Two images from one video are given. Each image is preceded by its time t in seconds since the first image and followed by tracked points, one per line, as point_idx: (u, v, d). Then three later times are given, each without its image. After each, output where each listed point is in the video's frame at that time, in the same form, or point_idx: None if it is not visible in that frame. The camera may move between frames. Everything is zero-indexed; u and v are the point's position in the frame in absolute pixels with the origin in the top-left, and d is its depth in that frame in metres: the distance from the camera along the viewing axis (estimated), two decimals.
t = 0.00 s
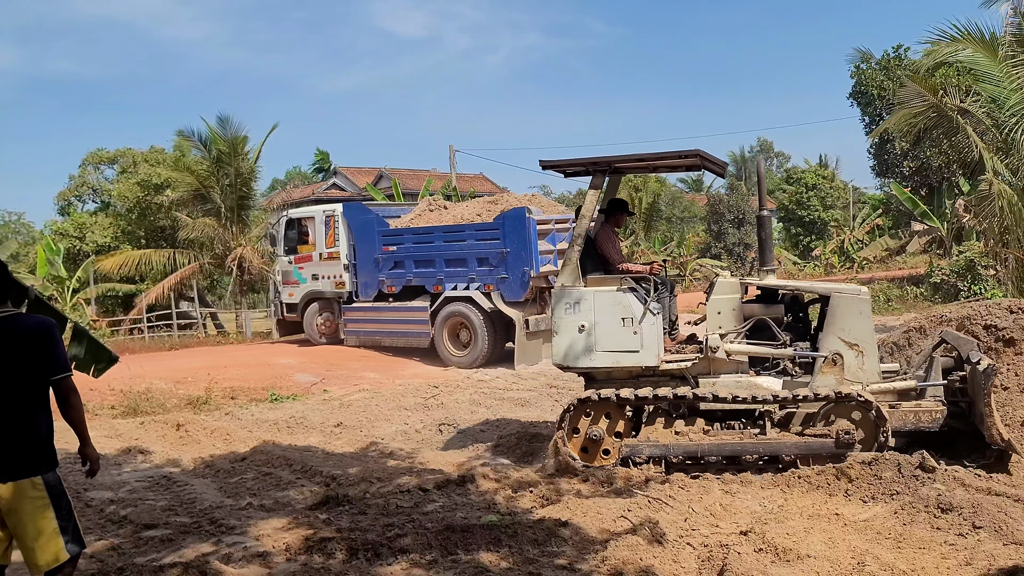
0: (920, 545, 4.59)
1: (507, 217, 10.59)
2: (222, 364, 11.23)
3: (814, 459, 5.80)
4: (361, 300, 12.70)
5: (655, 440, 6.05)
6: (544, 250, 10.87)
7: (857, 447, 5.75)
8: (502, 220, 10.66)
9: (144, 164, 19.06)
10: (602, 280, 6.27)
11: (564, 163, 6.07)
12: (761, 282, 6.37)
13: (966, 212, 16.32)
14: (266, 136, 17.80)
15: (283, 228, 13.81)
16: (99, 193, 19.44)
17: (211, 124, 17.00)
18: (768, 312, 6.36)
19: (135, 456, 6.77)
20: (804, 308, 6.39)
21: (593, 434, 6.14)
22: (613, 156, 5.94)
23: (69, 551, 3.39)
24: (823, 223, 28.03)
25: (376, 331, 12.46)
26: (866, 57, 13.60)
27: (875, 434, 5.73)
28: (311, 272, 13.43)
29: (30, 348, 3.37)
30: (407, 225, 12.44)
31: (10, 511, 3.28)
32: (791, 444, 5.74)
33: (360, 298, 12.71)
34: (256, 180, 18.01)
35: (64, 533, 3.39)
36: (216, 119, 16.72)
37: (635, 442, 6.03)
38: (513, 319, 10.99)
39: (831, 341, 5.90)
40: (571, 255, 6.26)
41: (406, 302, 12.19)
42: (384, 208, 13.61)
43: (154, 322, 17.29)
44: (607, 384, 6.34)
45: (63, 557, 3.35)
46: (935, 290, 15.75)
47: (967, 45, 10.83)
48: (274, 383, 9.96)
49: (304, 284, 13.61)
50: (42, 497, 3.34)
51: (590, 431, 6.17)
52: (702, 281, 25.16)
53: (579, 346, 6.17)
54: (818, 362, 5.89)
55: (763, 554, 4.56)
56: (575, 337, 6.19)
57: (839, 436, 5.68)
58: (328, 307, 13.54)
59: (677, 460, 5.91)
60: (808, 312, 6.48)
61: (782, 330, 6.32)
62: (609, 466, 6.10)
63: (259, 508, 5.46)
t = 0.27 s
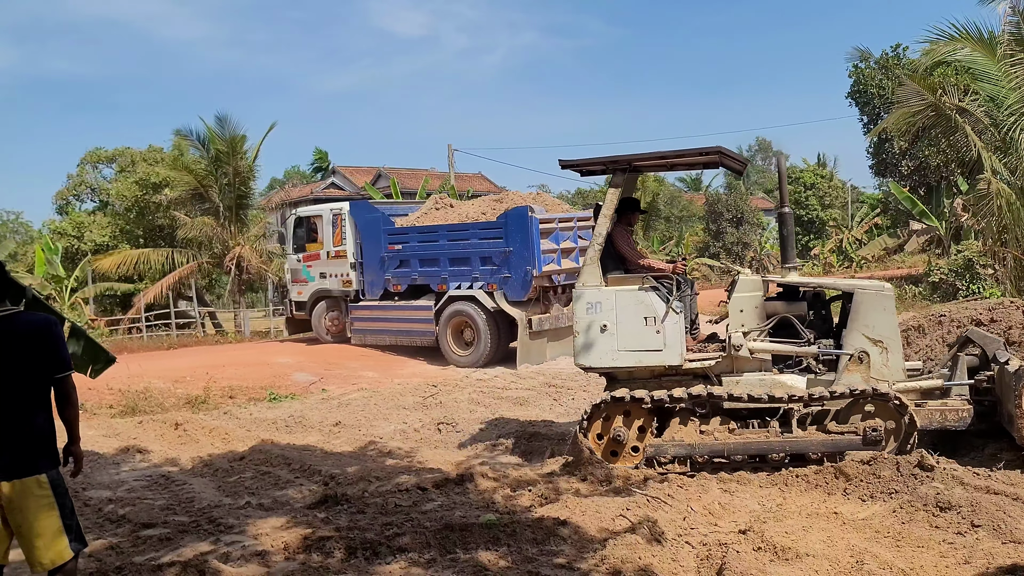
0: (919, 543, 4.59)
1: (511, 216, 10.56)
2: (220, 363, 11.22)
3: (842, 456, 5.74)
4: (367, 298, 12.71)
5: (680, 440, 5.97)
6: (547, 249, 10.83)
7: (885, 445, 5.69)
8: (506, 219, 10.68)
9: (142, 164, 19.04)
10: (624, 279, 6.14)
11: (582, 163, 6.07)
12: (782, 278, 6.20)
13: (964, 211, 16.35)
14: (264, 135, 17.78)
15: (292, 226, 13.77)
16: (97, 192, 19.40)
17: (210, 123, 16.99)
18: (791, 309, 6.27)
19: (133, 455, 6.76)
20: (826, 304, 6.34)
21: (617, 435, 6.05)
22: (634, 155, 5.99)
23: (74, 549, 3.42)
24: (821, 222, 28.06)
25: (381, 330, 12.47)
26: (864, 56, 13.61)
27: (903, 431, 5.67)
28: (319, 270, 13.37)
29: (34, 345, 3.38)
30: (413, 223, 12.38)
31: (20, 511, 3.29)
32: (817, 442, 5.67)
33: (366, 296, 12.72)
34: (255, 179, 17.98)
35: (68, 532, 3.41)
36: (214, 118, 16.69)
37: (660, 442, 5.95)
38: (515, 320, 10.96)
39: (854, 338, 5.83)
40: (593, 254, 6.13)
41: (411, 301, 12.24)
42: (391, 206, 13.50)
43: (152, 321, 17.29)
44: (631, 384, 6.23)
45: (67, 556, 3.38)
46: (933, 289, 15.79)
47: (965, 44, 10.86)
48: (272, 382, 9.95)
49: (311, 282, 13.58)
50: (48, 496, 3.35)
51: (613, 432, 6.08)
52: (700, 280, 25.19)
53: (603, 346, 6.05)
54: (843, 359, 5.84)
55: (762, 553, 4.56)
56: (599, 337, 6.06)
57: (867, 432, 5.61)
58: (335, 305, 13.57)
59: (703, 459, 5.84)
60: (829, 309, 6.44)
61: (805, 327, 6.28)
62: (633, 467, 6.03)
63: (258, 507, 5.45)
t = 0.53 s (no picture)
0: (917, 541, 4.59)
1: (512, 214, 10.46)
2: (218, 361, 11.21)
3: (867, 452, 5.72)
4: (375, 295, 12.73)
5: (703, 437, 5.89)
6: (550, 247, 10.71)
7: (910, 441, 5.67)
8: (508, 219, 10.61)
9: (140, 161, 19.02)
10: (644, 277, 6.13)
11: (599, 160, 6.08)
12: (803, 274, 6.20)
13: (963, 209, 16.35)
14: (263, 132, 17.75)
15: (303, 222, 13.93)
16: (95, 190, 19.37)
17: (207, 121, 16.96)
18: (813, 305, 6.19)
19: (131, 453, 6.75)
20: (848, 299, 6.24)
21: (638, 433, 5.96)
22: (651, 152, 5.96)
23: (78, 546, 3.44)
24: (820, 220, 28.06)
25: (387, 327, 12.48)
26: (864, 55, 13.61)
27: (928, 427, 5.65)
28: (329, 266, 13.48)
29: (47, 341, 3.39)
30: (420, 220, 12.37)
31: (23, 508, 3.30)
32: (841, 439, 5.66)
33: (374, 293, 12.73)
34: (253, 177, 17.96)
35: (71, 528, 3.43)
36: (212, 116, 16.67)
37: (683, 440, 5.88)
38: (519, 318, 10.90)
39: (876, 332, 5.80)
40: (613, 251, 6.11)
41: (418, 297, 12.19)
42: (401, 202, 13.57)
43: (150, 319, 17.29)
44: (651, 382, 6.19)
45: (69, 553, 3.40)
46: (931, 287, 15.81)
47: (964, 42, 10.89)
48: (270, 380, 9.94)
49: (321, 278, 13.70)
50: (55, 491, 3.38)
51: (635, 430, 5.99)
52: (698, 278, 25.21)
53: (623, 344, 5.99)
54: (866, 355, 5.80)
55: (760, 550, 4.56)
56: (619, 335, 6.02)
57: (892, 429, 5.61)
58: (345, 302, 13.65)
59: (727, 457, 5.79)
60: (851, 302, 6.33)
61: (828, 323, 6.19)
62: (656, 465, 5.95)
63: (256, 505, 5.45)
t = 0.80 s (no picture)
0: (913, 537, 4.59)
1: (512, 212, 10.38)
2: (215, 359, 11.19)
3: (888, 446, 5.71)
4: (383, 292, 12.75)
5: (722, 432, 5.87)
6: (553, 244, 10.57)
7: (931, 433, 5.66)
8: (510, 216, 10.50)
9: (137, 159, 19.02)
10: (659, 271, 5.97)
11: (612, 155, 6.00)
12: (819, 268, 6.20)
13: (961, 207, 16.34)
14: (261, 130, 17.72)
15: (314, 221, 14.13)
16: (93, 188, 19.34)
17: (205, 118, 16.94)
18: (830, 299, 6.16)
19: (127, 450, 6.73)
20: (863, 293, 6.20)
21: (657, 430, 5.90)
22: (666, 147, 5.81)
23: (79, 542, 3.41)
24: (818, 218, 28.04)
25: (393, 325, 12.50)
26: (862, 53, 13.61)
27: (949, 419, 5.64)
28: (339, 264, 13.64)
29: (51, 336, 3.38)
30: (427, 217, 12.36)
31: (27, 502, 3.28)
32: (863, 432, 5.66)
33: (382, 291, 12.75)
34: (250, 175, 17.94)
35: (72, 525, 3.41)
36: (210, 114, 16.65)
37: (702, 435, 5.86)
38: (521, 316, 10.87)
39: (894, 325, 5.81)
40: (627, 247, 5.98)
41: (424, 295, 12.19)
42: (410, 200, 13.65)
43: (147, 317, 17.27)
44: (666, 378, 6.09)
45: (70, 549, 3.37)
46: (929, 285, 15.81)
47: (961, 40, 10.92)
48: (268, 377, 9.93)
49: (331, 276, 13.90)
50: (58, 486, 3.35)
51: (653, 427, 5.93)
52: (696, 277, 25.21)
53: (639, 340, 5.84)
54: (886, 349, 5.79)
55: (756, 546, 4.56)
56: (635, 331, 5.85)
57: (914, 421, 5.60)
58: (354, 300, 13.75)
59: (747, 452, 5.76)
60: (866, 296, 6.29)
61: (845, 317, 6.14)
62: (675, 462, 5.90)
63: (252, 502, 5.44)
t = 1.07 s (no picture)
0: (908, 537, 4.58)
1: (512, 212, 10.38)
2: (211, 359, 11.19)
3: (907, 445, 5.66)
4: (391, 292, 12.79)
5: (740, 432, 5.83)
6: (555, 243, 10.50)
7: (951, 432, 5.60)
8: (512, 215, 10.47)
9: (135, 159, 19.04)
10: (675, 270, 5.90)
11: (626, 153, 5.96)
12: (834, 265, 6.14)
13: (958, 206, 16.32)
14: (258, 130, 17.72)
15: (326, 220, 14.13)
16: (90, 187, 19.33)
17: (202, 118, 16.94)
18: (846, 297, 6.06)
19: (122, 450, 6.73)
20: (879, 291, 6.15)
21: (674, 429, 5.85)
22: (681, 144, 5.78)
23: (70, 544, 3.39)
24: (816, 217, 28.02)
25: (401, 324, 12.53)
26: (859, 53, 13.59)
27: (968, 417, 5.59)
28: (350, 263, 13.66)
29: (46, 336, 3.35)
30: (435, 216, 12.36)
31: (18, 503, 3.26)
32: (881, 430, 5.62)
33: (391, 290, 12.78)
34: (248, 174, 17.93)
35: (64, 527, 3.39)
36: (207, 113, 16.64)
37: (720, 434, 5.82)
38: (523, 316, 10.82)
39: (911, 323, 5.74)
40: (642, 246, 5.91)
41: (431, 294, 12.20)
42: (420, 198, 13.60)
43: (145, 316, 17.27)
44: (682, 377, 6.05)
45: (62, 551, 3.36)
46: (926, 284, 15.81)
47: (959, 38, 10.91)
48: (264, 377, 9.93)
49: (343, 274, 13.90)
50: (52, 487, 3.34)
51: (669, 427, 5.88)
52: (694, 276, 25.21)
53: (655, 340, 5.80)
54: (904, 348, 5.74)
55: (751, 546, 4.55)
56: (650, 330, 5.81)
57: (933, 420, 5.54)
58: (364, 298, 13.81)
59: (766, 452, 5.72)
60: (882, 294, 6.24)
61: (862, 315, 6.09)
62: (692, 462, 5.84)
63: (246, 502, 5.43)
